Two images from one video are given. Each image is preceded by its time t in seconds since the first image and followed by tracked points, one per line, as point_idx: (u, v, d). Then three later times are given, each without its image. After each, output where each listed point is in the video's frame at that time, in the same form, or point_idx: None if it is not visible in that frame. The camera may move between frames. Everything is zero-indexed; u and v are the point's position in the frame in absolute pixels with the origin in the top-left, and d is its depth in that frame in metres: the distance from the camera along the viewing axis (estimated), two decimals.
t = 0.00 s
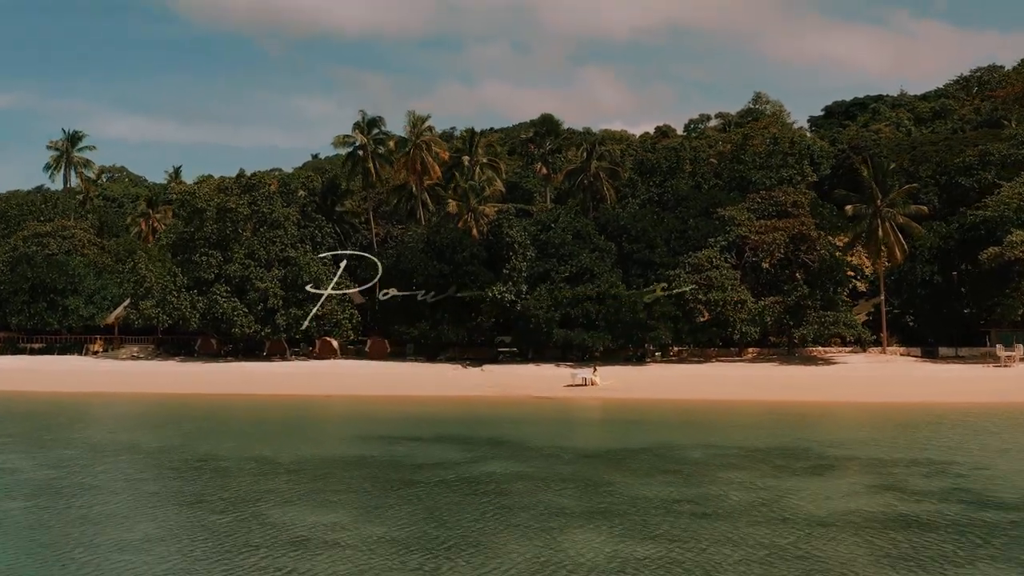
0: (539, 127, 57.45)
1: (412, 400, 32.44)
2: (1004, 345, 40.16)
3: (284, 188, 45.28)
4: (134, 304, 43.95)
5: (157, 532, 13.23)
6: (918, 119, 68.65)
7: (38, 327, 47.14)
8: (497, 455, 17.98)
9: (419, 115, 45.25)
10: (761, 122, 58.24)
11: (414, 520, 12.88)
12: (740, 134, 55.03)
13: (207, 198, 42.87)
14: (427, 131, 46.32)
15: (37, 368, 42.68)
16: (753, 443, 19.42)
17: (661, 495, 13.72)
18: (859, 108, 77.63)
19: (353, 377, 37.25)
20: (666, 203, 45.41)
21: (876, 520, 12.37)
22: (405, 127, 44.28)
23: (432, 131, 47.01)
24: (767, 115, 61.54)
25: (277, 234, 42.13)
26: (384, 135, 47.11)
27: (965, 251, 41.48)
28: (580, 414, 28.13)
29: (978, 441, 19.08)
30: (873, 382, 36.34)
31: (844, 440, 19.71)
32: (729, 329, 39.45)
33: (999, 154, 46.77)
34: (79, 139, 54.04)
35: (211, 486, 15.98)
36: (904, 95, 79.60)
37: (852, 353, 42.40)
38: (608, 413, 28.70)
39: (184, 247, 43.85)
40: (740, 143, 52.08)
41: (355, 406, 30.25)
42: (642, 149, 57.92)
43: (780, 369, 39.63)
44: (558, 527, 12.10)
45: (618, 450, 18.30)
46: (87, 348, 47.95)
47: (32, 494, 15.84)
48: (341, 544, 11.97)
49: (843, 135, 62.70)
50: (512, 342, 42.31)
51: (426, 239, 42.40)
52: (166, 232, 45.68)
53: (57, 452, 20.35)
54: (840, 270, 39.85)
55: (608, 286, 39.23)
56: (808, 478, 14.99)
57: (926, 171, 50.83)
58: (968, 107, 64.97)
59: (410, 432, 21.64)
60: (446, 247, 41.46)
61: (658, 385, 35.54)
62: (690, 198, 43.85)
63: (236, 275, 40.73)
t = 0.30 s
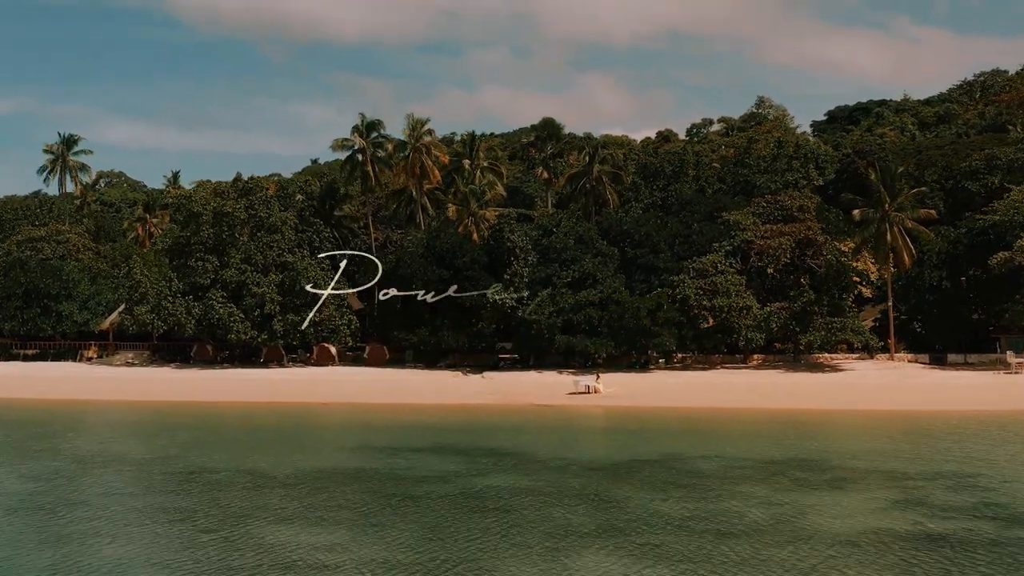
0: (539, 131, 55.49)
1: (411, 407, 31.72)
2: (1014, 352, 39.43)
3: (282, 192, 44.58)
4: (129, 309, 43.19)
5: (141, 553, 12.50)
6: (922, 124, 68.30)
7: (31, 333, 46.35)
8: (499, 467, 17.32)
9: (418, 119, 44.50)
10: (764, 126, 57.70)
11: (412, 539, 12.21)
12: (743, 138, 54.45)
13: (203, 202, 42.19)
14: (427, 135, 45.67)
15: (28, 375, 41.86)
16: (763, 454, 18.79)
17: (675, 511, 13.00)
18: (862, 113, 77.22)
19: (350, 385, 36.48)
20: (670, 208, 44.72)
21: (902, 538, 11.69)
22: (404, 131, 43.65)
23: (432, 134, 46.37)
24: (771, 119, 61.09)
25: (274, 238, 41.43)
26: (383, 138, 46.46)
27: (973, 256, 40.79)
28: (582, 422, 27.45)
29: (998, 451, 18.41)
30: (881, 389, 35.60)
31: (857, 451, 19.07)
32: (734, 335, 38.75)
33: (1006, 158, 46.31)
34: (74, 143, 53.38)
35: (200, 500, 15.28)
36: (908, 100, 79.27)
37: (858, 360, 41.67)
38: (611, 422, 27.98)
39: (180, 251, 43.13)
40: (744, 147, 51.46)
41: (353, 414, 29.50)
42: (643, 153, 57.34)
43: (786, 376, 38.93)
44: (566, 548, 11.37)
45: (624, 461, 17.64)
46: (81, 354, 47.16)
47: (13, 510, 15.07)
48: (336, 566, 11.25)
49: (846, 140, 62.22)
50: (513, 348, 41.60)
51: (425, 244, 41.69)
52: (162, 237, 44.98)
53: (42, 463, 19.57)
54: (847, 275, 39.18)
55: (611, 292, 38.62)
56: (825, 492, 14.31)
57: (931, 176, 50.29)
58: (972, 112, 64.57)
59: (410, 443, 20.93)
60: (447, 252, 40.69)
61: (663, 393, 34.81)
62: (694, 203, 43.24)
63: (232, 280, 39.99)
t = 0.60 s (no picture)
0: (542, 132, 54.78)
1: (411, 413, 30.99)
2: None
3: (279, 193, 43.87)
4: (123, 312, 42.44)
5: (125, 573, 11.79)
6: (927, 125, 67.70)
7: (24, 336, 45.57)
8: (502, 478, 16.60)
9: (417, 119, 43.91)
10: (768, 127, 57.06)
11: (412, 559, 11.50)
12: (747, 139, 53.79)
13: (199, 203, 41.49)
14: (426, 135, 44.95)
15: (21, 378, 41.10)
16: (777, 464, 18.08)
17: (689, 528, 12.29)
18: (866, 114, 76.50)
19: (348, 389, 35.75)
20: (674, 210, 43.99)
21: (934, 556, 10.99)
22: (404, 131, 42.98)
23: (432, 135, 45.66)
24: (774, 120, 60.47)
25: (271, 240, 40.71)
26: (382, 139, 45.75)
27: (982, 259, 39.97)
28: (585, 428, 26.74)
29: (1021, 461, 17.70)
30: (890, 394, 34.90)
31: (874, 460, 18.35)
32: (739, 339, 38.04)
33: (1013, 160, 45.66)
34: (69, 144, 52.65)
35: (189, 514, 14.52)
36: (911, 101, 78.67)
37: (866, 364, 40.94)
38: (615, 428, 27.27)
39: (175, 253, 42.40)
40: (749, 148, 50.79)
41: (351, 420, 28.78)
42: (646, 154, 56.68)
43: (793, 380, 38.21)
44: (575, 568, 10.67)
45: (633, 471, 16.94)
46: (75, 358, 46.36)
47: None
48: None
49: (850, 141, 61.52)
50: (514, 352, 40.85)
51: (425, 246, 40.97)
52: (157, 238, 44.24)
53: (26, 474, 18.78)
54: (854, 278, 38.49)
55: (614, 295, 38.02)
56: (847, 504, 13.60)
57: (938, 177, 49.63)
58: (978, 113, 63.96)
59: (409, 451, 20.20)
60: (447, 254, 39.95)
61: (668, 398, 34.08)
62: (699, 204, 42.58)
63: (228, 283, 39.25)
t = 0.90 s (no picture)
0: (544, 133, 54.20)
1: (411, 418, 30.26)
2: None
3: (276, 194, 43.19)
4: (118, 315, 41.73)
5: None
6: (930, 126, 67.12)
7: (17, 339, 44.79)
8: (506, 488, 15.89)
9: (417, 119, 43.31)
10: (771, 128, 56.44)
11: None
12: (750, 140, 53.24)
13: (195, 204, 40.79)
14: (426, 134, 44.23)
15: (13, 382, 40.31)
16: (790, 473, 17.38)
17: (706, 545, 11.59)
18: (869, 116, 75.96)
19: (346, 394, 34.98)
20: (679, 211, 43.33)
21: None
22: (403, 130, 42.36)
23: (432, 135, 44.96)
24: (777, 122, 59.92)
25: (268, 241, 40.01)
26: (381, 138, 45.07)
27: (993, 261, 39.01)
28: (588, 435, 26.10)
29: None
30: (899, 398, 34.21)
31: (891, 468, 17.64)
32: (744, 343, 37.34)
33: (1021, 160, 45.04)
34: (64, 144, 51.95)
35: (177, 529, 13.81)
36: (914, 103, 78.12)
37: (873, 368, 40.19)
38: (620, 434, 26.53)
39: (171, 255, 41.66)
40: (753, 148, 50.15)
41: (349, 426, 28.05)
42: (648, 156, 56.05)
43: (799, 384, 37.49)
44: None
45: (641, 481, 16.23)
46: (69, 361, 45.57)
47: None
48: None
49: (854, 143, 60.96)
50: (516, 356, 40.12)
51: (425, 248, 40.26)
52: (153, 239, 43.52)
53: (10, 483, 18.06)
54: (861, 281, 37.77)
55: (618, 298, 37.51)
56: (869, 517, 12.89)
57: (944, 178, 49.00)
58: (982, 115, 63.39)
59: (408, 459, 19.47)
60: (447, 255, 39.19)
61: (673, 402, 33.36)
62: (703, 204, 41.97)
63: (224, 285, 38.52)
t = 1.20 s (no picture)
0: (545, 134, 53.16)
1: (410, 423, 29.48)
2: None
3: (273, 194, 42.48)
4: (112, 317, 40.98)
5: None
6: (935, 127, 66.54)
7: (10, 342, 44.02)
8: (511, 499, 15.15)
9: (416, 118, 42.64)
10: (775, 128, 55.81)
11: None
12: (755, 140, 52.64)
13: (190, 205, 40.06)
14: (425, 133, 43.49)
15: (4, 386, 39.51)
16: (806, 482, 16.64)
17: (726, 564, 10.89)
18: (873, 117, 75.34)
19: (344, 398, 34.20)
20: (683, 212, 42.67)
21: None
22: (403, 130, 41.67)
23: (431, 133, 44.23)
24: (781, 122, 59.29)
25: (264, 242, 39.28)
26: (380, 138, 44.36)
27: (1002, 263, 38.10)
28: (593, 440, 25.35)
29: None
30: (909, 402, 33.46)
31: (910, 477, 16.92)
32: (750, 346, 36.57)
33: None
34: (59, 144, 51.28)
35: (164, 546, 13.06)
36: (918, 104, 77.55)
37: (881, 371, 39.42)
38: (625, 440, 25.76)
39: (165, 257, 40.92)
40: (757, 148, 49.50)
41: (347, 432, 27.28)
42: (651, 156, 55.41)
43: (806, 388, 36.73)
44: None
45: (651, 491, 15.50)
46: (62, 364, 44.79)
47: None
48: None
49: (858, 143, 60.34)
50: (517, 359, 39.34)
51: (425, 249, 39.49)
52: (148, 240, 42.78)
53: None
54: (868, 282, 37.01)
55: (621, 300, 36.75)
56: (896, 533, 12.14)
57: (952, 179, 48.33)
58: (987, 115, 62.81)
59: (408, 468, 18.71)
60: (447, 256, 38.43)
61: (679, 406, 32.61)
62: (708, 205, 41.29)
63: (220, 287, 37.75)
